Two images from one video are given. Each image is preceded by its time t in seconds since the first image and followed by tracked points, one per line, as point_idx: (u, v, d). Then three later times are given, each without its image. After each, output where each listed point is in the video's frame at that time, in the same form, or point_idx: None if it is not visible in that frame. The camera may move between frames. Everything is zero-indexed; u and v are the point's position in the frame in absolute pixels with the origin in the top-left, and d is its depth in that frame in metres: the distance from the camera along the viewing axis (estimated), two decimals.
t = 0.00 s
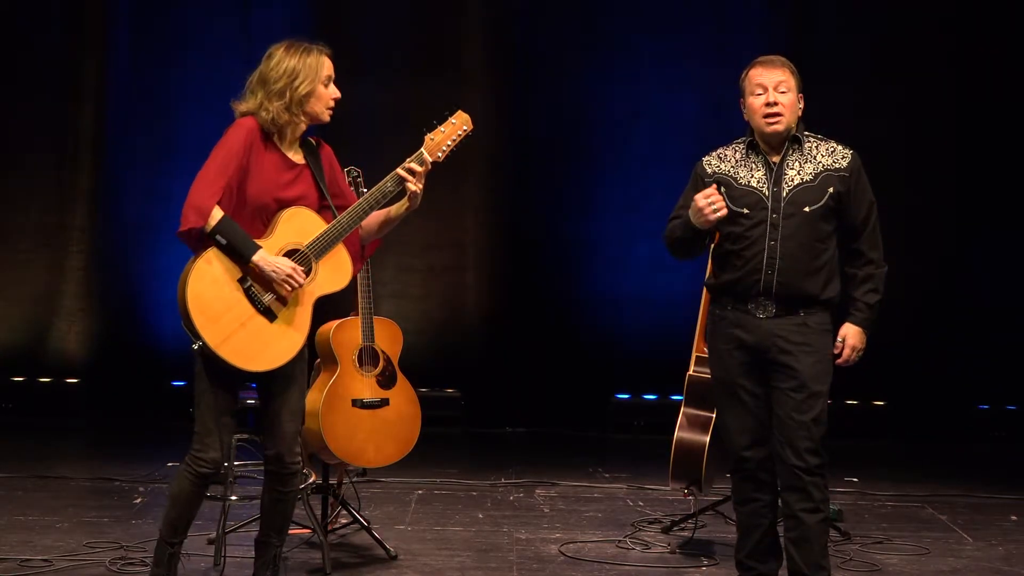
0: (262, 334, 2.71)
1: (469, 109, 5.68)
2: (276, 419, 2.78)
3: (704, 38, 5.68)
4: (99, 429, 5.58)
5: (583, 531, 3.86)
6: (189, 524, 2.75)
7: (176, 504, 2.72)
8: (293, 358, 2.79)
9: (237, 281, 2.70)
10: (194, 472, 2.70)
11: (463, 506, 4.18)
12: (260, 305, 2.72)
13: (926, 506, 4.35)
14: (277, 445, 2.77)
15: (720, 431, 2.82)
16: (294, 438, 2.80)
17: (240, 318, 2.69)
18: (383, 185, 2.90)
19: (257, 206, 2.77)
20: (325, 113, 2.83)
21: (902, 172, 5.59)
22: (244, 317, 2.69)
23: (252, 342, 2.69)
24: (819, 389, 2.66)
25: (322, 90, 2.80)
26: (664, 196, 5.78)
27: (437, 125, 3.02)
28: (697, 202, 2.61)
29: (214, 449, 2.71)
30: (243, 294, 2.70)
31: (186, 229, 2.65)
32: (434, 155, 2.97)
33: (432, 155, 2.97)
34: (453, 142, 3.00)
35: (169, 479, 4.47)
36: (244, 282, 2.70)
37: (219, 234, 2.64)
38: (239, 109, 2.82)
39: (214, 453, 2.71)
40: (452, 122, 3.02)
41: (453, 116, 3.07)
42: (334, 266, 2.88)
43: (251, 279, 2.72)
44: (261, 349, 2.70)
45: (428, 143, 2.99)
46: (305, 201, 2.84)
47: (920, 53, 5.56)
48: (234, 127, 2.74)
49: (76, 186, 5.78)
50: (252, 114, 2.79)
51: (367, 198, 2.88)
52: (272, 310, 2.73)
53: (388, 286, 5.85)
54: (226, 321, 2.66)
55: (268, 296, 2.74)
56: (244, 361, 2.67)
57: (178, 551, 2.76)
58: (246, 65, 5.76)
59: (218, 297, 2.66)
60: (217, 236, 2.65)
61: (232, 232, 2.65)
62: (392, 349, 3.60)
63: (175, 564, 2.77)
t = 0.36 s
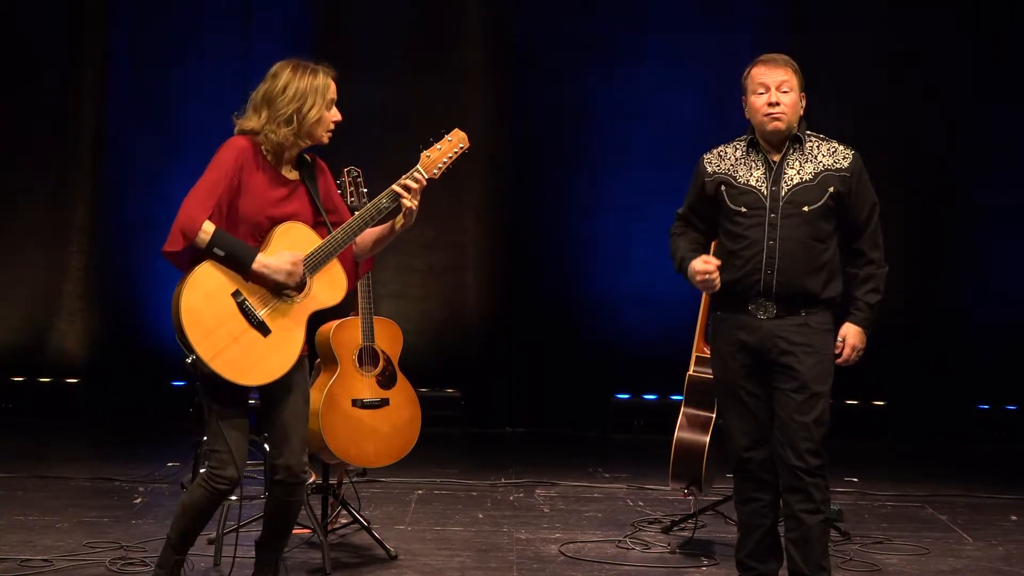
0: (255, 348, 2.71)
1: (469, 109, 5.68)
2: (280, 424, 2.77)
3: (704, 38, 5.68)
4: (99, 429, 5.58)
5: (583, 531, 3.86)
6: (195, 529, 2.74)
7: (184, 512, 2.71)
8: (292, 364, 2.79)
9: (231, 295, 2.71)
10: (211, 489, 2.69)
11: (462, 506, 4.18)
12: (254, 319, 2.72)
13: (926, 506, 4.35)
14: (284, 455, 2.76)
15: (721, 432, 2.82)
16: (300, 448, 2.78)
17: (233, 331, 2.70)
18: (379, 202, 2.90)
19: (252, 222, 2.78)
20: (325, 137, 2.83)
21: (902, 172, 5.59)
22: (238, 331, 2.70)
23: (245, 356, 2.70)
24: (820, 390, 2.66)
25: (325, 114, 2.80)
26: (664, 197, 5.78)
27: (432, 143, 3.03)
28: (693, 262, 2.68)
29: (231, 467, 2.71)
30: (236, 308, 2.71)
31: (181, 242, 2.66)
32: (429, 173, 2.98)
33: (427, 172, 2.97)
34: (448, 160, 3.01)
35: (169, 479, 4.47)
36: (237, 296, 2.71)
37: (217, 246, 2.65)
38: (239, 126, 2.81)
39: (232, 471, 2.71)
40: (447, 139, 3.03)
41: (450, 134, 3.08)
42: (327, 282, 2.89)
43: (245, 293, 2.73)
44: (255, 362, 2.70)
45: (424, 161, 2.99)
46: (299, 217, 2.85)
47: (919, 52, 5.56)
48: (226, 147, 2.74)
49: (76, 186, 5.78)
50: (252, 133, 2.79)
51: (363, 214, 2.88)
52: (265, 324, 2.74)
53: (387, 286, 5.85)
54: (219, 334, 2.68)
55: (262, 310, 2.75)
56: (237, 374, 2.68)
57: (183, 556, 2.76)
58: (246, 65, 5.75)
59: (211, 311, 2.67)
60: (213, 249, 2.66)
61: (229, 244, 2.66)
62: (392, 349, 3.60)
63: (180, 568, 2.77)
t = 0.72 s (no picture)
0: (256, 351, 2.72)
1: (468, 109, 5.68)
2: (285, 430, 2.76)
3: (704, 38, 5.68)
4: (99, 429, 5.58)
5: (583, 531, 3.86)
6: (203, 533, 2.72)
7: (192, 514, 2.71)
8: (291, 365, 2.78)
9: (227, 303, 2.73)
10: (218, 499, 2.68)
11: (463, 506, 4.18)
12: (253, 324, 2.74)
13: (926, 506, 4.35)
14: (290, 468, 2.72)
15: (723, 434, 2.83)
16: (305, 460, 2.75)
17: (232, 337, 2.71)
18: (370, 200, 2.87)
19: (242, 232, 2.78)
20: (311, 142, 2.84)
21: (903, 172, 5.58)
22: (237, 337, 2.71)
23: (247, 360, 2.70)
24: (820, 391, 2.66)
25: (306, 119, 2.81)
26: (663, 197, 5.77)
27: (420, 142, 3.03)
28: (690, 290, 2.77)
29: (238, 478, 2.69)
30: (233, 315, 2.73)
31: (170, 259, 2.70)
32: (419, 170, 2.97)
33: (416, 169, 2.97)
34: (437, 156, 3.00)
35: (169, 479, 4.47)
36: (233, 304, 2.73)
37: (199, 260, 2.67)
38: (224, 141, 2.84)
39: (238, 481, 2.69)
40: (435, 136, 3.02)
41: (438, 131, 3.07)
42: (325, 280, 2.88)
43: (241, 299, 2.75)
44: (257, 365, 2.71)
45: (412, 158, 2.98)
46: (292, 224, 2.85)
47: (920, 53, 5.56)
48: (210, 161, 2.77)
49: (76, 186, 5.78)
50: (235, 148, 2.81)
51: (355, 215, 2.84)
52: (264, 327, 2.75)
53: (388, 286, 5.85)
54: (219, 342, 2.69)
55: (260, 315, 2.76)
56: (239, 380, 2.69)
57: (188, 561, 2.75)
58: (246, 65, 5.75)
59: (208, 320, 2.69)
60: (197, 263, 2.68)
61: (213, 257, 2.67)
62: (392, 349, 3.59)
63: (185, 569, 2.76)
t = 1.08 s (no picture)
0: (253, 345, 2.71)
1: (468, 109, 5.68)
2: (282, 431, 2.76)
3: (703, 38, 5.68)
4: (99, 429, 5.58)
5: (583, 531, 3.86)
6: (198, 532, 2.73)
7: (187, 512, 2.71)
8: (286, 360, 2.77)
9: (222, 297, 2.72)
10: (210, 499, 2.69)
11: (462, 506, 4.18)
12: (248, 318, 2.73)
13: (926, 506, 4.35)
14: (288, 470, 2.73)
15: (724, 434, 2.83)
16: (302, 459, 2.76)
17: (229, 332, 2.70)
18: (364, 192, 2.87)
19: (234, 228, 2.78)
20: (293, 133, 2.84)
21: (903, 171, 5.58)
22: (234, 331, 2.71)
23: (245, 354, 2.70)
24: (821, 392, 2.66)
25: (286, 110, 2.81)
26: (663, 197, 5.77)
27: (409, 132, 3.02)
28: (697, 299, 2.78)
29: (229, 479, 2.70)
30: (229, 309, 2.72)
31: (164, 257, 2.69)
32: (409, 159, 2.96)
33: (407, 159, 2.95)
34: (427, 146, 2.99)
35: (169, 479, 4.47)
36: (229, 299, 2.73)
37: (192, 254, 2.65)
38: (206, 141, 2.84)
39: (229, 482, 2.70)
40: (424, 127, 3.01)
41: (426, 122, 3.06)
42: (320, 274, 2.86)
43: (235, 294, 2.74)
44: (255, 359, 2.70)
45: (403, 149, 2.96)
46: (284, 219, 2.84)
47: (919, 53, 5.56)
48: (196, 160, 2.78)
49: (76, 186, 5.78)
50: (219, 145, 2.82)
51: (349, 207, 2.86)
52: (261, 321, 2.74)
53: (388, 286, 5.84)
54: (216, 338, 2.68)
55: (255, 309, 2.76)
56: (238, 374, 2.68)
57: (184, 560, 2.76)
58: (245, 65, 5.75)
59: (204, 316, 2.69)
60: (191, 258, 2.66)
61: (206, 250, 2.66)
62: (392, 349, 3.59)
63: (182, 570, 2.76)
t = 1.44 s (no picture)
0: (253, 324, 2.71)
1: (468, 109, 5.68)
2: (272, 421, 2.77)
3: (703, 38, 5.68)
4: (99, 429, 5.58)
5: (583, 531, 3.86)
6: (188, 527, 2.75)
7: (176, 508, 2.72)
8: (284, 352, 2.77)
9: (223, 275, 2.72)
10: (193, 479, 2.70)
11: (462, 506, 4.18)
12: (248, 297, 2.73)
13: (926, 506, 4.35)
14: (275, 452, 2.76)
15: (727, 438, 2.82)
16: (292, 444, 2.79)
17: (229, 311, 2.70)
18: (359, 169, 2.85)
19: (232, 203, 2.78)
20: (282, 104, 2.83)
21: (903, 172, 5.58)
22: (234, 310, 2.70)
23: (245, 333, 2.70)
24: (828, 394, 2.67)
25: (272, 82, 2.80)
26: (663, 196, 5.77)
27: (403, 108, 2.98)
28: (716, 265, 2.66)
29: (210, 456, 2.71)
30: (229, 287, 2.72)
31: (166, 233, 2.68)
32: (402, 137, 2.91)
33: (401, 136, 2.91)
34: (421, 122, 2.95)
35: (169, 479, 4.47)
36: (228, 277, 2.72)
37: (196, 230, 2.65)
38: (196, 119, 2.83)
39: (211, 460, 2.71)
40: (417, 104, 2.98)
41: (420, 97, 3.03)
42: (317, 251, 2.87)
43: (235, 272, 2.74)
44: (255, 337, 2.71)
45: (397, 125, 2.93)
46: (282, 194, 2.85)
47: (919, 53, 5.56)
48: (192, 135, 2.76)
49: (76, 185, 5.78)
50: (208, 121, 2.80)
51: (344, 183, 2.84)
52: (260, 299, 2.74)
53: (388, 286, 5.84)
54: (215, 316, 2.68)
55: (254, 288, 2.76)
56: (238, 353, 2.68)
57: (178, 554, 2.76)
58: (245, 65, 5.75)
59: (204, 294, 2.68)
60: (194, 233, 2.66)
61: (210, 227, 2.66)
62: (392, 349, 3.58)
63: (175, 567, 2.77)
